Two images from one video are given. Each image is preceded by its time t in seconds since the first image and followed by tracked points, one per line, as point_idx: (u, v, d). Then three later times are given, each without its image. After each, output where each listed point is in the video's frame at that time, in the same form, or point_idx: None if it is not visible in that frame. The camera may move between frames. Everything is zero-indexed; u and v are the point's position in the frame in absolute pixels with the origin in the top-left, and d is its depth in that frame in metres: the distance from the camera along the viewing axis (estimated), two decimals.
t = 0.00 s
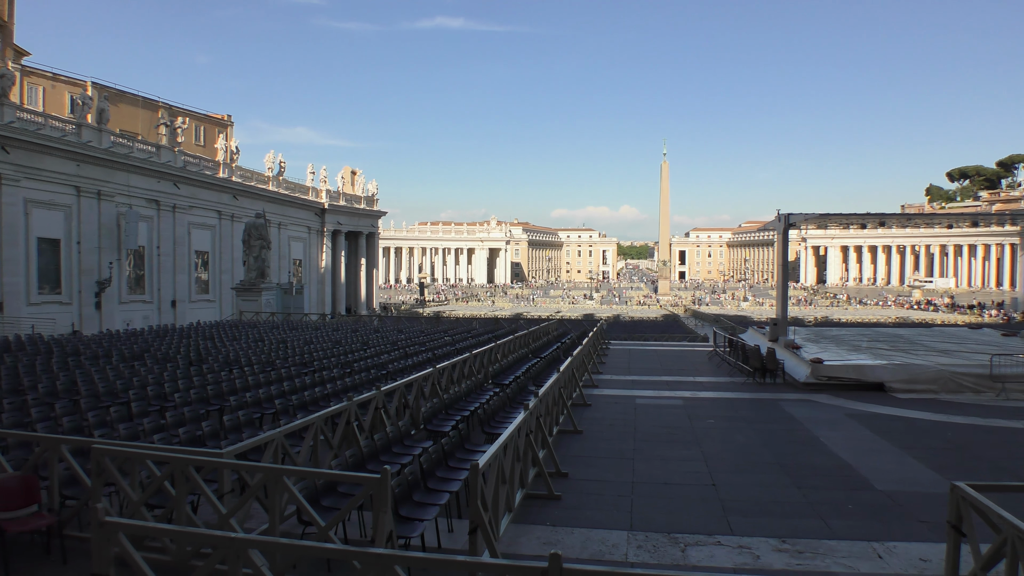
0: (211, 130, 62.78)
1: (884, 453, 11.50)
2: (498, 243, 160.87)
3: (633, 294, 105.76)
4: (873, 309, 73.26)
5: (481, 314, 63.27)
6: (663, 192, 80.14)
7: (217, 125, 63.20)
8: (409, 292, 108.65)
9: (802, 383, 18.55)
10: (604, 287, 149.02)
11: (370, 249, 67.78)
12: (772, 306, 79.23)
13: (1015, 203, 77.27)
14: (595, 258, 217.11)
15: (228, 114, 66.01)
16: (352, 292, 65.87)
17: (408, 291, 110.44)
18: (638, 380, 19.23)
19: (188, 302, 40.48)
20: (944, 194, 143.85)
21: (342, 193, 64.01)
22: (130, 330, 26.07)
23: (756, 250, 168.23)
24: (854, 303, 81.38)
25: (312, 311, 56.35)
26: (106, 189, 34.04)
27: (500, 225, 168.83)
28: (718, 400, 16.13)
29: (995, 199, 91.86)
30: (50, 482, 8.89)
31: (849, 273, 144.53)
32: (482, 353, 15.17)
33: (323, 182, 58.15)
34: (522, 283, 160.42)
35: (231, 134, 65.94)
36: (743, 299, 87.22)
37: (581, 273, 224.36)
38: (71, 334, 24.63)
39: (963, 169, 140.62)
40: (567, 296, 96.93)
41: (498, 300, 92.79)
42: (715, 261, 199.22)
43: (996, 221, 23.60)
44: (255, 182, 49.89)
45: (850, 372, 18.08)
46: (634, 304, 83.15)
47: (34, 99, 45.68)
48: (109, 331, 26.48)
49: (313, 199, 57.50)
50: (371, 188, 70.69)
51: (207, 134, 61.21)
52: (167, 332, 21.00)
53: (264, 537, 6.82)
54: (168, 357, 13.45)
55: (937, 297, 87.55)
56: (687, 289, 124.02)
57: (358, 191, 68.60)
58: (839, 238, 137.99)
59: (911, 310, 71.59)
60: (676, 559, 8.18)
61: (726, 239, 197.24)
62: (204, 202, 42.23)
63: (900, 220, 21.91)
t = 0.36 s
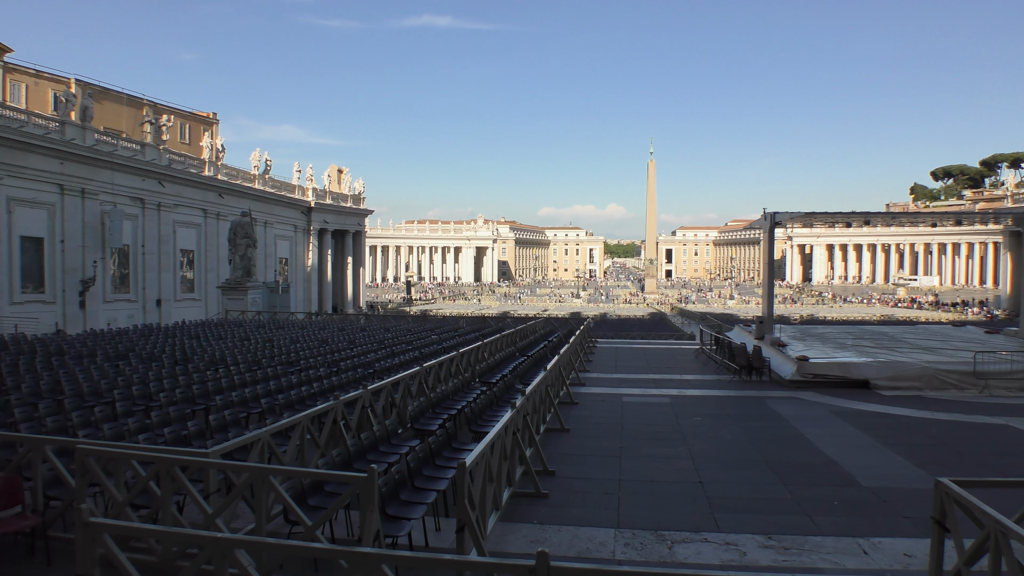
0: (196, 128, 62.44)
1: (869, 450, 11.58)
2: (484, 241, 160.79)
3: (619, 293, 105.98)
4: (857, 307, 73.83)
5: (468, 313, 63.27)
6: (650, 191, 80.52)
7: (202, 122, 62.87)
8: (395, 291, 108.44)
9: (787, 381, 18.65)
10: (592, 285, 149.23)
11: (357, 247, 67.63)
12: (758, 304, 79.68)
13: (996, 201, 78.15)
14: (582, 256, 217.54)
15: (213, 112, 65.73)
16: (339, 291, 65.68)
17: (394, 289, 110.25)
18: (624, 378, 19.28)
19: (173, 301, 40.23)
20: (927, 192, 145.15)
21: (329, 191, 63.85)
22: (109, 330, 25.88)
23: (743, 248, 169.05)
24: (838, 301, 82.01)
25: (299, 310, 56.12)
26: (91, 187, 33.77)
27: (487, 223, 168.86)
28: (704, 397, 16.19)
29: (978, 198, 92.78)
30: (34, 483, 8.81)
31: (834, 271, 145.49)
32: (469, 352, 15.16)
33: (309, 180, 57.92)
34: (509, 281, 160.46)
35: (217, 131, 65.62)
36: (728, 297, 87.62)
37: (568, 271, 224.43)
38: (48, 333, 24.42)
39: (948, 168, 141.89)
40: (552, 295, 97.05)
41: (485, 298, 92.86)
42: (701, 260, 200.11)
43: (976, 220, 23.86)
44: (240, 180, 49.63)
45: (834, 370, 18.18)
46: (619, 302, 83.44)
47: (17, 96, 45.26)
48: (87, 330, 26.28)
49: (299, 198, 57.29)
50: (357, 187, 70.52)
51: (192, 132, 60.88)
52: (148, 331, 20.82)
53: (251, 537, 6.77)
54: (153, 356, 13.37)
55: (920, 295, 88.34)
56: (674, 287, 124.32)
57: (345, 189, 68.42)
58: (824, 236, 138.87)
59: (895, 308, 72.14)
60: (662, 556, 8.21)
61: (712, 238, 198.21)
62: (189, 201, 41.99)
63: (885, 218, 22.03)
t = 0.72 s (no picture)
0: (181, 126, 62.03)
1: (854, 447, 11.65)
2: (471, 240, 160.44)
3: (605, 291, 106.23)
4: (840, 305, 74.45)
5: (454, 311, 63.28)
6: (635, 190, 80.76)
7: (186, 120, 62.51)
8: (381, 289, 108.13)
9: (772, 378, 18.74)
10: (580, 284, 149.42)
11: (343, 245, 67.43)
12: (743, 302, 80.03)
13: (977, 201, 78.99)
14: (568, 254, 217.74)
15: (198, 109, 65.26)
16: (325, 289, 65.42)
17: (380, 288, 110.02)
18: (611, 376, 19.32)
19: (158, 299, 39.95)
20: (912, 191, 146.40)
21: (315, 190, 63.63)
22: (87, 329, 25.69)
23: (729, 247, 169.89)
24: (822, 299, 82.67)
25: (284, 309, 55.89)
26: (74, 185, 33.49)
27: (474, 221, 168.67)
28: (690, 395, 16.24)
29: (961, 197, 93.65)
30: (16, 483, 8.72)
31: (818, 270, 146.41)
32: (456, 350, 15.15)
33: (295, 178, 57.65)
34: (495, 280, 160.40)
35: (201, 129, 65.23)
36: (714, 295, 87.99)
37: (555, 269, 224.37)
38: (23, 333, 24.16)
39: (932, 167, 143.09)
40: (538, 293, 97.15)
41: (472, 296, 92.81)
42: (687, 258, 201.00)
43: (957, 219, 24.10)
44: (225, 178, 49.32)
45: (819, 367, 18.30)
46: (605, 300, 83.71)
47: None
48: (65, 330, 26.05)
49: (285, 196, 57.05)
50: (343, 185, 70.30)
51: (176, 129, 60.50)
52: (129, 330, 20.59)
53: (236, 536, 6.72)
54: (138, 355, 13.27)
55: (904, 293, 89.03)
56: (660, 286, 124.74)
57: (331, 187, 68.17)
58: (808, 235, 139.68)
59: (878, 306, 72.76)
60: (649, 554, 8.23)
61: (698, 236, 199.12)
62: (174, 199, 41.74)
63: (868, 217, 22.18)
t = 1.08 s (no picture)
0: (165, 122, 61.59)
1: (838, 444, 11.74)
2: (458, 238, 160.18)
3: (590, 289, 106.54)
4: (824, 302, 75.01)
5: (441, 309, 63.24)
6: (621, 188, 81.06)
7: (170, 117, 62.09)
8: (367, 288, 107.80)
9: (757, 376, 18.83)
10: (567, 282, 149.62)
11: (329, 244, 67.21)
12: (728, 300, 80.52)
13: (960, 200, 79.77)
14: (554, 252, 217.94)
15: (182, 106, 64.74)
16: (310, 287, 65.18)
17: (366, 286, 109.69)
18: (597, 374, 19.36)
19: (142, 298, 39.65)
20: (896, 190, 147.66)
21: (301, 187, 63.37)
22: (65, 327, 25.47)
23: (715, 245, 170.73)
24: (807, 297, 83.29)
25: (269, 307, 55.64)
26: (57, 182, 33.21)
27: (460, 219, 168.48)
28: (675, 393, 16.31)
29: (944, 196, 94.59)
30: None
31: (803, 268, 147.33)
32: (442, 348, 15.14)
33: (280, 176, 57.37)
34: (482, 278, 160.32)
35: (186, 126, 64.80)
36: (699, 293, 88.41)
37: (542, 267, 224.38)
38: None
39: (915, 166, 144.41)
40: (523, 291, 97.26)
41: (457, 295, 92.73)
42: (672, 256, 201.84)
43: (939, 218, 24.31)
44: (210, 175, 49.01)
45: (804, 365, 18.40)
46: (591, 298, 83.92)
47: None
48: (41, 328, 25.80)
49: (270, 194, 56.78)
50: (327, 183, 70.03)
51: (160, 126, 60.07)
52: (111, 329, 20.41)
53: (221, 536, 6.67)
54: (122, 354, 13.17)
55: (888, 291, 89.77)
56: (646, 284, 125.08)
57: (317, 185, 67.88)
58: (793, 233, 140.46)
59: (861, 303, 73.42)
60: (635, 551, 8.26)
61: (683, 235, 200.01)
62: (158, 196, 41.46)
63: (851, 215, 22.34)
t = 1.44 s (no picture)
0: (147, 119, 61.13)
1: (821, 441, 11.82)
2: (443, 235, 159.86)
3: (575, 287, 106.76)
4: (806, 300, 75.63)
5: (426, 307, 63.13)
6: (606, 186, 81.28)
7: (153, 113, 61.66)
8: (352, 285, 107.31)
9: (741, 373, 18.92)
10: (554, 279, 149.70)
11: (314, 241, 66.97)
12: (712, 297, 80.94)
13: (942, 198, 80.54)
14: (540, 250, 218.06)
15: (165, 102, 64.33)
16: (295, 285, 64.89)
17: (351, 284, 109.31)
18: (582, 371, 19.41)
19: (124, 296, 39.34)
20: (879, 189, 148.86)
21: (285, 185, 63.04)
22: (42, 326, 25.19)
23: (699, 243, 171.57)
24: (790, 295, 83.88)
25: (253, 305, 55.35)
26: (38, 179, 32.87)
27: (446, 217, 168.18)
28: (660, 390, 16.37)
29: (926, 194, 95.47)
30: None
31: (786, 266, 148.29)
32: (427, 347, 15.12)
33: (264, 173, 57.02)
34: (467, 276, 160.19)
35: (168, 123, 64.34)
36: (684, 290, 88.70)
37: (526, 266, 224.32)
38: None
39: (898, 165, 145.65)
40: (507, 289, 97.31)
41: (443, 292, 92.61)
42: (657, 254, 202.71)
43: (920, 216, 24.49)
44: (193, 172, 48.67)
45: (788, 362, 18.50)
46: (575, 296, 84.05)
47: None
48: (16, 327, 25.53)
49: (254, 191, 56.44)
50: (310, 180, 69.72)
51: (142, 123, 59.61)
52: (94, 326, 20.30)
53: (205, 535, 6.60)
54: (104, 353, 13.05)
55: (871, 289, 90.50)
56: (631, 282, 125.32)
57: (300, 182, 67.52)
58: (777, 231, 141.26)
59: (844, 301, 74.02)
60: (619, 548, 8.28)
61: (668, 233, 201.02)
62: (140, 194, 41.12)
63: (833, 214, 22.46)
